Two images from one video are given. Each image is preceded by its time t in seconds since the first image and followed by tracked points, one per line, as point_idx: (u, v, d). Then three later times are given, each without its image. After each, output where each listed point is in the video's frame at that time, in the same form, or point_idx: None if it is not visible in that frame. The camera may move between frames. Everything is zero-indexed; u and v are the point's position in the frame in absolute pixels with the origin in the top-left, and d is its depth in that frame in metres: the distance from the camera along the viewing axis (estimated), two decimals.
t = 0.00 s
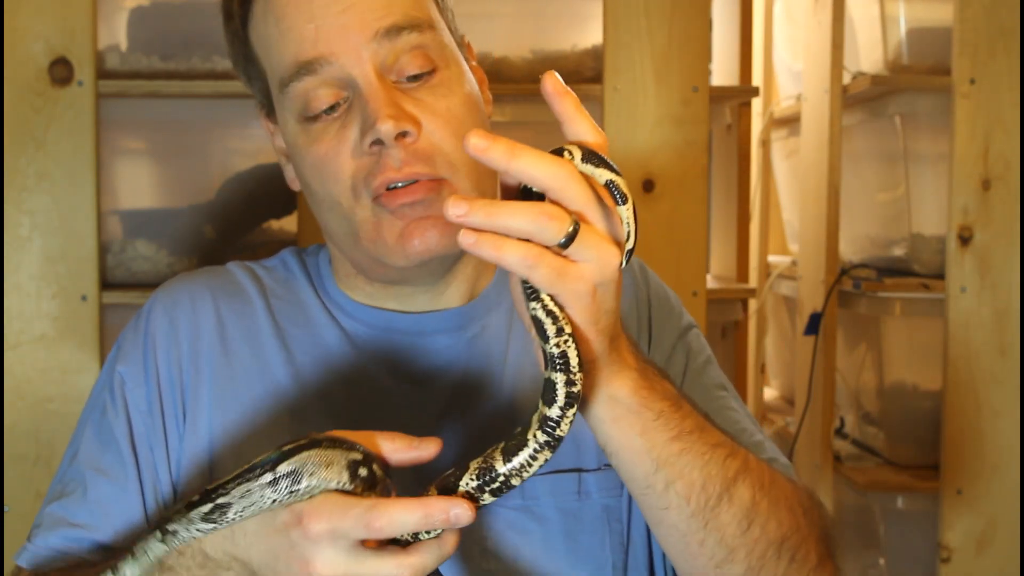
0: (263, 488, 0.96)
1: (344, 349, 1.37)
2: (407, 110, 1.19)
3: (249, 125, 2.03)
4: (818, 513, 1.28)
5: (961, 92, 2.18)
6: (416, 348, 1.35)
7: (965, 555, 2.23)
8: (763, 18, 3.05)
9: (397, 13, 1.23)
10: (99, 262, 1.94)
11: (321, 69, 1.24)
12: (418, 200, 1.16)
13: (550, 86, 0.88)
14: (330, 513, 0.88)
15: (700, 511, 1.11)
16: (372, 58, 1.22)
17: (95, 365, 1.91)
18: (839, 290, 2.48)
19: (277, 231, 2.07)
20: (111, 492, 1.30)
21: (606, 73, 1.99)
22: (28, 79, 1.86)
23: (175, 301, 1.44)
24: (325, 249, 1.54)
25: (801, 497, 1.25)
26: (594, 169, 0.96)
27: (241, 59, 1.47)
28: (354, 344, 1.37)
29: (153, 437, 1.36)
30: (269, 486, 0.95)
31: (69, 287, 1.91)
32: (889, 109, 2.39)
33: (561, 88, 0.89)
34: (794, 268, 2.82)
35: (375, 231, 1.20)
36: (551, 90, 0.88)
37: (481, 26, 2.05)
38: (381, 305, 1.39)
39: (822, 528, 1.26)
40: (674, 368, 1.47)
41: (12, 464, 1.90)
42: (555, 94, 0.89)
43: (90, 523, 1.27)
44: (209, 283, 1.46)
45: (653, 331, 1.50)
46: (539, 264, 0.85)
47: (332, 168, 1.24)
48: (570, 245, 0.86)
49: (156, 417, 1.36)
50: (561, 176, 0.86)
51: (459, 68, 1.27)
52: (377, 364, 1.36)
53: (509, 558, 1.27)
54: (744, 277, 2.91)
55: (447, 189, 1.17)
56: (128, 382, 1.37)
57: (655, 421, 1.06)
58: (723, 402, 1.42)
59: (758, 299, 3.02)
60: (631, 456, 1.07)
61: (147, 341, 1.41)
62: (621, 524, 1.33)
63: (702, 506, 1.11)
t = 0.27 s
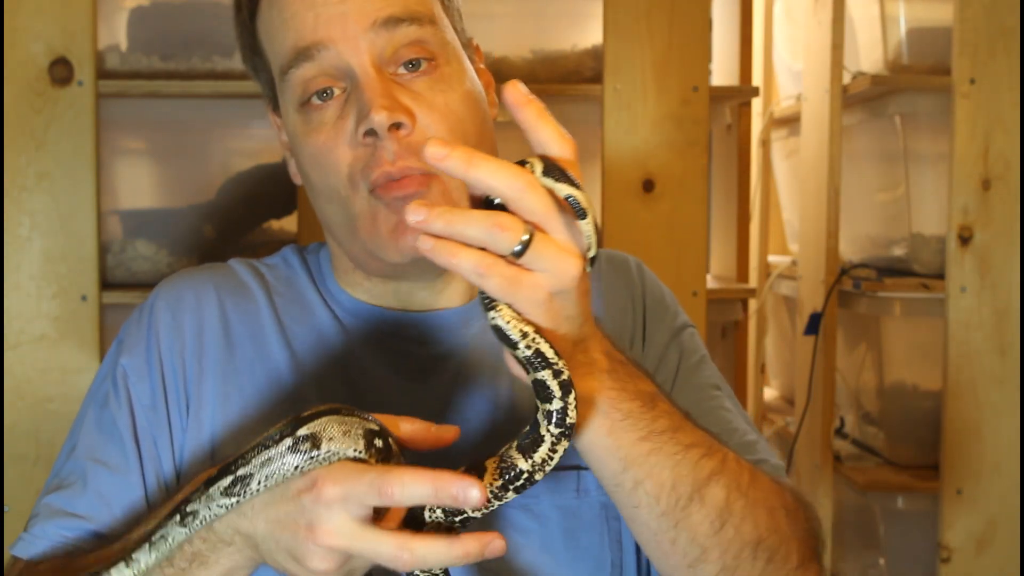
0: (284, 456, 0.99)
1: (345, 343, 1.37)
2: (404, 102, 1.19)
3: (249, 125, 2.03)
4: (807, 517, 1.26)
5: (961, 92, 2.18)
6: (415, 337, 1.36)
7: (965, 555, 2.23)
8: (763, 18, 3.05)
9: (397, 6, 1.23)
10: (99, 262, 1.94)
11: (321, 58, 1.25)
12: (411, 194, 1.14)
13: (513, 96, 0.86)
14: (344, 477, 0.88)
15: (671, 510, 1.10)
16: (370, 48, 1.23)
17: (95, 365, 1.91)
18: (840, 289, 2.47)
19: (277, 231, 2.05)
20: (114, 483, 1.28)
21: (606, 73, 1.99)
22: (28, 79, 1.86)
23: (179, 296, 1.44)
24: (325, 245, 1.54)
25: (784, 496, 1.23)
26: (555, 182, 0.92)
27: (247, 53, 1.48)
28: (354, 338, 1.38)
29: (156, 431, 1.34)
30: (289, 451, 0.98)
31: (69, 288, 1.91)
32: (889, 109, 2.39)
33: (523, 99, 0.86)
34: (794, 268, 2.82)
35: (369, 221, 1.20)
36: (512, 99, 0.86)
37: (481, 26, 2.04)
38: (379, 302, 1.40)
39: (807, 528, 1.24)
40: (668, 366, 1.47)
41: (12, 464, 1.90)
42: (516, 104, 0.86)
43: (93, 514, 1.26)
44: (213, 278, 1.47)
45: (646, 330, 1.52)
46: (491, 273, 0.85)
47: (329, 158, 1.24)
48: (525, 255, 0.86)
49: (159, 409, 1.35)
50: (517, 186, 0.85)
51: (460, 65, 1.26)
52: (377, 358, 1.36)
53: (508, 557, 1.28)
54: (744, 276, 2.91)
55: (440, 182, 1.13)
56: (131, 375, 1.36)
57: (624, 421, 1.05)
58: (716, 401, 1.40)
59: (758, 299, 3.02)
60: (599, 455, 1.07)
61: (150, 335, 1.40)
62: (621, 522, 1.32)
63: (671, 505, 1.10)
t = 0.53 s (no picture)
0: (316, 415, 0.96)
1: (346, 337, 1.38)
2: (400, 99, 1.18)
3: (249, 125, 2.03)
4: (788, 522, 1.24)
5: (961, 92, 2.18)
6: (414, 331, 1.36)
7: (965, 555, 2.23)
8: (763, 18, 3.05)
9: (395, 3, 1.23)
10: (98, 262, 1.94)
11: (318, 54, 1.25)
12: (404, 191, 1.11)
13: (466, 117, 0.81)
14: (371, 435, 0.88)
15: (640, 516, 1.08)
16: (368, 46, 1.22)
17: (95, 365, 1.91)
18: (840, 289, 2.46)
19: (277, 231, 2.06)
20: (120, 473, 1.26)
21: (606, 73, 1.99)
22: (29, 80, 1.86)
23: (183, 290, 1.45)
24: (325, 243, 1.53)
25: (764, 499, 1.21)
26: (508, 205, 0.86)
27: (251, 53, 1.49)
28: (354, 332, 1.38)
29: (163, 421, 1.34)
30: (323, 412, 0.96)
31: (69, 288, 1.91)
32: (889, 109, 2.39)
33: (475, 118, 0.81)
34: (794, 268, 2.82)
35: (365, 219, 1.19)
36: (465, 118, 0.81)
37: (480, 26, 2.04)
38: (377, 298, 1.41)
39: (785, 531, 1.22)
40: (661, 364, 1.46)
41: (12, 464, 1.90)
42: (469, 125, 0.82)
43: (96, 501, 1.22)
44: (216, 275, 1.48)
45: (641, 328, 1.52)
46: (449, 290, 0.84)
47: (325, 155, 1.23)
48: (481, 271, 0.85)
49: (165, 401, 1.35)
50: (469, 209, 0.83)
51: (459, 64, 1.26)
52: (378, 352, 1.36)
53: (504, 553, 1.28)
54: (744, 277, 2.91)
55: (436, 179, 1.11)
56: (136, 367, 1.36)
57: (588, 426, 1.04)
58: (710, 401, 1.39)
59: (758, 299, 3.02)
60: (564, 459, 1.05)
61: (154, 328, 1.40)
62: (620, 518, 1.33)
63: (641, 511, 1.08)
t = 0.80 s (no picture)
0: (352, 401, 1.02)
1: (346, 334, 1.38)
2: (405, 88, 1.19)
3: (249, 124, 2.03)
4: (773, 533, 1.24)
5: (962, 91, 2.18)
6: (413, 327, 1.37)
7: (965, 555, 2.23)
8: (763, 18, 3.05)
9: None
10: (99, 262, 1.94)
11: (325, 41, 1.25)
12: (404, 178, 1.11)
13: (442, 140, 0.76)
14: (402, 423, 0.93)
15: (615, 523, 1.09)
16: (375, 35, 1.23)
17: (95, 365, 1.91)
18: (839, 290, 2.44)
19: (277, 231, 2.06)
20: (125, 468, 1.27)
21: (606, 73, 1.99)
22: (29, 80, 1.86)
23: (186, 285, 1.45)
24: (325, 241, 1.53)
25: (750, 505, 1.21)
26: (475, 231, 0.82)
27: (256, 42, 1.49)
28: (353, 330, 1.38)
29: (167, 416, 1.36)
30: (359, 399, 1.02)
31: (69, 288, 1.91)
32: (889, 109, 2.39)
33: (452, 139, 0.76)
34: (794, 268, 2.82)
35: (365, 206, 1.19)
36: (441, 140, 0.76)
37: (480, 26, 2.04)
38: (375, 296, 1.40)
39: (767, 539, 1.22)
40: (657, 364, 1.46)
41: (12, 464, 1.90)
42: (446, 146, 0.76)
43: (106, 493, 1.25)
44: (218, 269, 1.47)
45: (637, 328, 1.51)
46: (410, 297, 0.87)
47: (328, 143, 1.24)
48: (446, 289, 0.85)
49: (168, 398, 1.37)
50: (437, 227, 0.82)
51: (464, 58, 1.28)
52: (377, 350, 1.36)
53: (501, 550, 1.30)
54: (744, 276, 2.91)
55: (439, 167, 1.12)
56: (140, 363, 1.37)
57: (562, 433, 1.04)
58: (704, 404, 1.39)
59: (758, 299, 3.02)
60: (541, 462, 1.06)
61: (157, 323, 1.41)
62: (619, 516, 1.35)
63: (616, 519, 1.09)
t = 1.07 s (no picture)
0: (340, 432, 0.98)
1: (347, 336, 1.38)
2: (413, 84, 1.19)
3: (249, 124, 2.03)
4: (785, 531, 1.24)
5: (962, 91, 2.18)
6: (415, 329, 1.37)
7: (965, 555, 2.23)
8: (763, 18, 3.05)
9: None
10: (99, 262, 1.94)
11: (337, 36, 1.27)
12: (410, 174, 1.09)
13: (461, 144, 0.70)
14: (390, 446, 0.89)
15: (630, 520, 1.08)
16: (387, 30, 1.25)
17: (95, 365, 1.91)
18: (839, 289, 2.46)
19: (277, 231, 2.06)
20: (122, 473, 1.30)
21: (606, 73, 1.99)
22: (29, 80, 1.86)
23: (187, 286, 1.45)
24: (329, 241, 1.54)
25: (762, 505, 1.21)
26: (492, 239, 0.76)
27: (268, 38, 1.51)
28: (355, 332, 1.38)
29: (164, 419, 1.36)
30: (347, 429, 0.98)
31: (69, 288, 1.91)
32: (889, 109, 2.39)
33: (471, 145, 0.70)
34: (794, 268, 2.82)
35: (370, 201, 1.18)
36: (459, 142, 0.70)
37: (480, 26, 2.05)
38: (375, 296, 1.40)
39: (779, 539, 1.22)
40: (661, 363, 1.46)
41: (12, 463, 1.90)
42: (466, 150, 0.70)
43: (102, 504, 1.27)
44: (220, 271, 1.48)
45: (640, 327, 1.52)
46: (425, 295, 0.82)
47: (334, 134, 1.23)
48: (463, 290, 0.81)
49: (166, 401, 1.37)
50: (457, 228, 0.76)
51: (473, 58, 1.28)
52: (379, 351, 1.37)
53: (501, 552, 1.29)
54: (744, 276, 2.91)
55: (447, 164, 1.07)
56: (139, 364, 1.37)
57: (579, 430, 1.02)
58: (707, 405, 1.39)
59: (758, 299, 3.02)
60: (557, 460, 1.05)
61: (158, 324, 1.41)
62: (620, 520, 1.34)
63: (632, 515, 1.07)
